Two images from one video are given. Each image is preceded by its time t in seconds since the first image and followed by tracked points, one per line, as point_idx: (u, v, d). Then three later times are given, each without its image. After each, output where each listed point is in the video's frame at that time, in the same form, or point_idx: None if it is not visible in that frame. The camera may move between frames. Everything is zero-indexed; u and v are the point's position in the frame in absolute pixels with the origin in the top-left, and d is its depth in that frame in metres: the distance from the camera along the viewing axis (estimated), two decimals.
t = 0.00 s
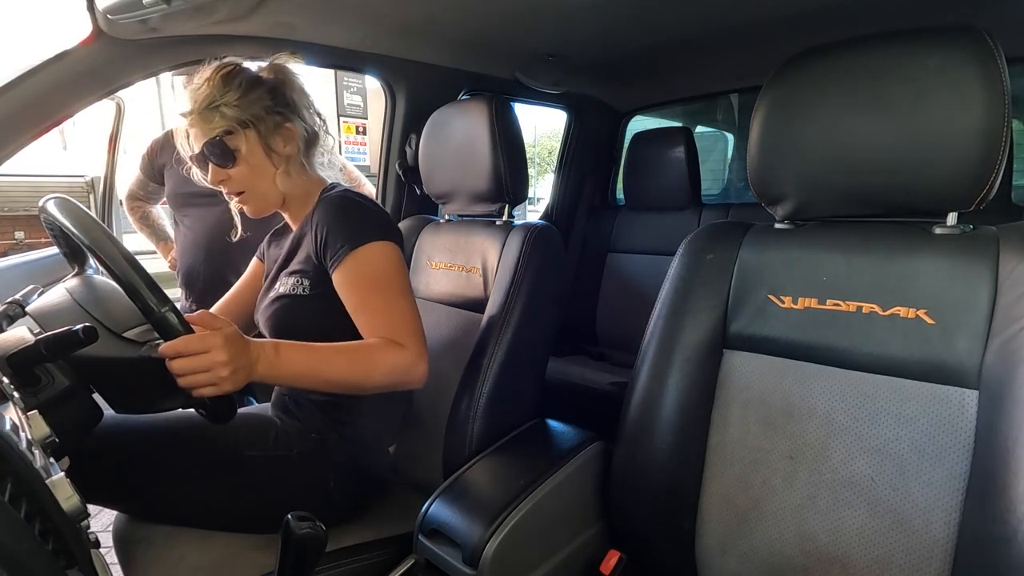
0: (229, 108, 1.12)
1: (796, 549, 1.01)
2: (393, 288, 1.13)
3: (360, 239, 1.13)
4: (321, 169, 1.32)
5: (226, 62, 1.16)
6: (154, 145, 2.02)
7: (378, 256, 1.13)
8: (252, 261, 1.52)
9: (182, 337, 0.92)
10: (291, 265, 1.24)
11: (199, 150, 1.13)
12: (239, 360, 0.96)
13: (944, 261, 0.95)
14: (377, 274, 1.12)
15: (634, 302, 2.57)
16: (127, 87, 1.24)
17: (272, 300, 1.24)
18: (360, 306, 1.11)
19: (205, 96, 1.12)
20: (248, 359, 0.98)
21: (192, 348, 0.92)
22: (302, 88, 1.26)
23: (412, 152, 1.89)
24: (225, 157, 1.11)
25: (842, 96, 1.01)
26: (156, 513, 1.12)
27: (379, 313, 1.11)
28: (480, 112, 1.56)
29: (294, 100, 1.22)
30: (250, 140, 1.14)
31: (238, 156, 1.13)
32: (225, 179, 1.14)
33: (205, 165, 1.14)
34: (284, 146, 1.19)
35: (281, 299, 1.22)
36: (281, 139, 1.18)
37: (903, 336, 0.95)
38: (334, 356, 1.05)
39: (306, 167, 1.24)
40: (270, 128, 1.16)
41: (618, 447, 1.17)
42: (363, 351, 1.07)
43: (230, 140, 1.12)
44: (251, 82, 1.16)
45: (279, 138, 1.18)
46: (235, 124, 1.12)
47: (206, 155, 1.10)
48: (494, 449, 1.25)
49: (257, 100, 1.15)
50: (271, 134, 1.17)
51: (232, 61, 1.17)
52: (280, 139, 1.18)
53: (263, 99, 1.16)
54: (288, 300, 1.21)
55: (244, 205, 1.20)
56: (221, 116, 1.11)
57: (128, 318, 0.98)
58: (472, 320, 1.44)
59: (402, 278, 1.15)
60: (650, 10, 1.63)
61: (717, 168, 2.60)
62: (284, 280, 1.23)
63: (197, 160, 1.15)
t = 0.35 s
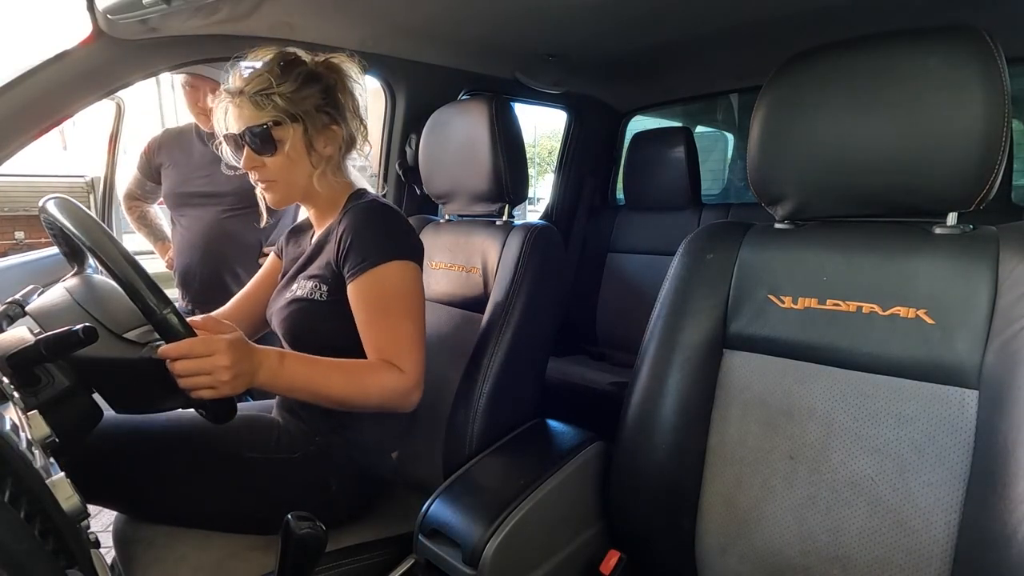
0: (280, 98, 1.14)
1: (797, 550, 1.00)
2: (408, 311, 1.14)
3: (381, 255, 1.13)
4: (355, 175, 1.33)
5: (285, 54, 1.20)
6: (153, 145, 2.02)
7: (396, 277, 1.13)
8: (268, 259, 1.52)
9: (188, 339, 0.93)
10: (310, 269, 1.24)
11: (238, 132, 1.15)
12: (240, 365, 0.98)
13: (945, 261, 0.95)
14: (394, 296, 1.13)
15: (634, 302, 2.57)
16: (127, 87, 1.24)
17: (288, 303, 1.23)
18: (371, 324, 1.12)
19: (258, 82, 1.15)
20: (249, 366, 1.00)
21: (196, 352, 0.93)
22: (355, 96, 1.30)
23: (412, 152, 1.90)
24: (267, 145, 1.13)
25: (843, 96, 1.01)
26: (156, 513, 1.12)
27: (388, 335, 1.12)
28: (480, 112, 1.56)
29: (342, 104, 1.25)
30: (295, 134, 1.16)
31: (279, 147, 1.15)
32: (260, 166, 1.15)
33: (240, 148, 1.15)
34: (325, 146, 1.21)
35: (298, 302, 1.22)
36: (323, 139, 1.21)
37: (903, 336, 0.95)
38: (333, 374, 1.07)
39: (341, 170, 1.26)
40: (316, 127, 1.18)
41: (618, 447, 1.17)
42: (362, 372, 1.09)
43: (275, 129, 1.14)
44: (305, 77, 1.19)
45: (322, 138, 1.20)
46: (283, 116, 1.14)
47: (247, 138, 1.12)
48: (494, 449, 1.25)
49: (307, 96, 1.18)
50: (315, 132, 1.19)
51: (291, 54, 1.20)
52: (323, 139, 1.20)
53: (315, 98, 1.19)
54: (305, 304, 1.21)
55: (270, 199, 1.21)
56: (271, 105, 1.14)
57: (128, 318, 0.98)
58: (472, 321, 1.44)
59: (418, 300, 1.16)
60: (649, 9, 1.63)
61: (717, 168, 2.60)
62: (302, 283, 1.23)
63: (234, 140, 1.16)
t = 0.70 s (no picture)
0: (319, 101, 1.20)
1: (797, 549, 1.00)
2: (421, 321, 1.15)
3: (405, 263, 1.15)
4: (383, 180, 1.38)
5: (327, 58, 1.25)
6: (147, 147, 1.98)
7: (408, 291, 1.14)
8: (291, 257, 1.54)
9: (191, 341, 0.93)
10: (332, 269, 1.26)
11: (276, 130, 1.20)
12: (242, 368, 0.97)
13: (945, 261, 0.95)
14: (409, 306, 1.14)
15: (634, 302, 2.57)
16: (127, 87, 1.23)
17: (307, 299, 1.25)
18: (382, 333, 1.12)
19: (300, 83, 1.21)
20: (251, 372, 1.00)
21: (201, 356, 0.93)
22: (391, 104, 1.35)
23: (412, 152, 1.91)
24: (303, 145, 1.18)
25: (843, 96, 1.01)
26: (156, 513, 1.12)
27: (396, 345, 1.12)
28: (480, 112, 1.56)
29: (378, 110, 1.31)
30: (331, 136, 1.21)
31: (315, 148, 1.20)
32: (294, 165, 1.20)
33: (277, 146, 1.20)
34: (358, 150, 1.26)
35: (317, 300, 1.24)
36: (357, 143, 1.26)
37: (903, 336, 0.95)
38: (337, 382, 1.07)
39: (373, 175, 1.31)
40: (352, 132, 1.24)
41: (618, 447, 1.17)
42: (367, 380, 1.09)
43: (312, 130, 1.19)
44: (346, 82, 1.25)
45: (356, 141, 1.25)
46: (321, 117, 1.19)
47: (285, 137, 1.17)
48: (494, 449, 1.25)
49: (345, 100, 1.24)
50: (350, 136, 1.24)
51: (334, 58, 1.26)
52: (357, 143, 1.26)
53: (353, 104, 1.25)
54: (324, 302, 1.23)
55: (302, 199, 1.26)
56: (311, 106, 1.19)
57: (128, 318, 0.98)
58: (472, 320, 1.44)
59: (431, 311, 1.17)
60: (649, 9, 1.63)
61: (717, 168, 2.60)
62: (323, 282, 1.25)
63: (271, 138, 1.22)
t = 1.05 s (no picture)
0: (360, 108, 1.29)
1: (797, 549, 1.00)
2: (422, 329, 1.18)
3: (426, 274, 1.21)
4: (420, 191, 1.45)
5: (371, 69, 1.34)
6: (144, 148, 1.98)
7: (416, 292, 1.19)
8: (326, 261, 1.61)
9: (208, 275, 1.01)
10: (357, 273, 1.33)
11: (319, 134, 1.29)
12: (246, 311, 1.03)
13: (944, 261, 0.95)
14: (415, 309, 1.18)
15: (634, 302, 2.57)
16: (127, 87, 1.23)
17: (327, 299, 1.31)
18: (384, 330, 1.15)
19: (343, 91, 1.29)
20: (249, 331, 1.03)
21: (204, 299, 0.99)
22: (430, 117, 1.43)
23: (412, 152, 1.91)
24: (342, 149, 1.26)
25: (842, 97, 1.01)
26: (156, 513, 1.12)
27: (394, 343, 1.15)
28: (480, 112, 1.56)
29: (416, 121, 1.39)
30: (369, 143, 1.29)
31: (354, 153, 1.28)
32: (332, 169, 1.28)
33: (318, 148, 1.28)
34: (394, 157, 1.34)
35: (338, 300, 1.29)
36: (394, 150, 1.34)
37: (903, 336, 0.95)
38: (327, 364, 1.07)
39: (408, 183, 1.38)
40: (388, 139, 1.32)
41: (618, 447, 1.17)
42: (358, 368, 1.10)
43: (351, 136, 1.27)
44: (386, 93, 1.33)
45: (393, 149, 1.34)
46: (361, 124, 1.28)
47: (326, 140, 1.25)
48: (494, 450, 1.25)
49: (385, 109, 1.32)
50: (387, 143, 1.32)
51: (377, 70, 1.34)
52: (393, 151, 1.34)
53: (391, 114, 1.33)
54: (344, 303, 1.28)
55: (337, 202, 1.34)
56: (352, 113, 1.28)
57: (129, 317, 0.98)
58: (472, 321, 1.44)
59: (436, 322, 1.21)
60: (649, 9, 1.63)
61: (717, 168, 2.60)
62: (347, 284, 1.31)
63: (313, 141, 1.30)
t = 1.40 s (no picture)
0: (394, 108, 1.33)
1: (797, 550, 1.00)
2: (416, 309, 1.22)
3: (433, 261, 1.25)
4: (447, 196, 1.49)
5: (408, 74, 1.39)
6: (143, 147, 1.95)
7: (410, 270, 1.23)
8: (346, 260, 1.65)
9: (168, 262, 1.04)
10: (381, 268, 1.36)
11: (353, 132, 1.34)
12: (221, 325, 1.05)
13: (945, 261, 0.95)
14: (414, 290, 1.22)
15: (634, 302, 2.57)
16: (127, 87, 1.23)
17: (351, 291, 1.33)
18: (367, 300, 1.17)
19: (378, 93, 1.34)
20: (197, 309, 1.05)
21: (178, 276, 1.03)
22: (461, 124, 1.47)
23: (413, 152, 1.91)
24: (373, 146, 1.31)
25: (842, 97, 1.01)
26: (156, 513, 1.12)
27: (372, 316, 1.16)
28: (479, 113, 1.57)
29: (447, 127, 1.43)
30: (399, 142, 1.33)
31: (383, 150, 1.33)
32: (363, 165, 1.33)
33: (352, 145, 1.34)
34: (424, 159, 1.38)
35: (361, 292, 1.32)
36: (423, 152, 1.38)
37: (903, 336, 0.95)
38: (271, 336, 1.08)
39: (437, 185, 1.41)
40: (418, 140, 1.36)
41: (618, 447, 1.17)
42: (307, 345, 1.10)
43: (382, 134, 1.32)
44: (420, 98, 1.37)
45: (422, 150, 1.37)
46: (392, 123, 1.32)
47: (359, 138, 1.31)
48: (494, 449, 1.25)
49: (418, 112, 1.36)
50: (417, 144, 1.36)
51: (413, 76, 1.39)
52: (423, 152, 1.37)
53: (424, 117, 1.37)
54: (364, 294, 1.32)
55: (366, 198, 1.38)
56: (385, 112, 1.32)
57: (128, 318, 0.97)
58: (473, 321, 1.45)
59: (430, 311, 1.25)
60: (649, 9, 1.63)
61: (717, 168, 2.60)
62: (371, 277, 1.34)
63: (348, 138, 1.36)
